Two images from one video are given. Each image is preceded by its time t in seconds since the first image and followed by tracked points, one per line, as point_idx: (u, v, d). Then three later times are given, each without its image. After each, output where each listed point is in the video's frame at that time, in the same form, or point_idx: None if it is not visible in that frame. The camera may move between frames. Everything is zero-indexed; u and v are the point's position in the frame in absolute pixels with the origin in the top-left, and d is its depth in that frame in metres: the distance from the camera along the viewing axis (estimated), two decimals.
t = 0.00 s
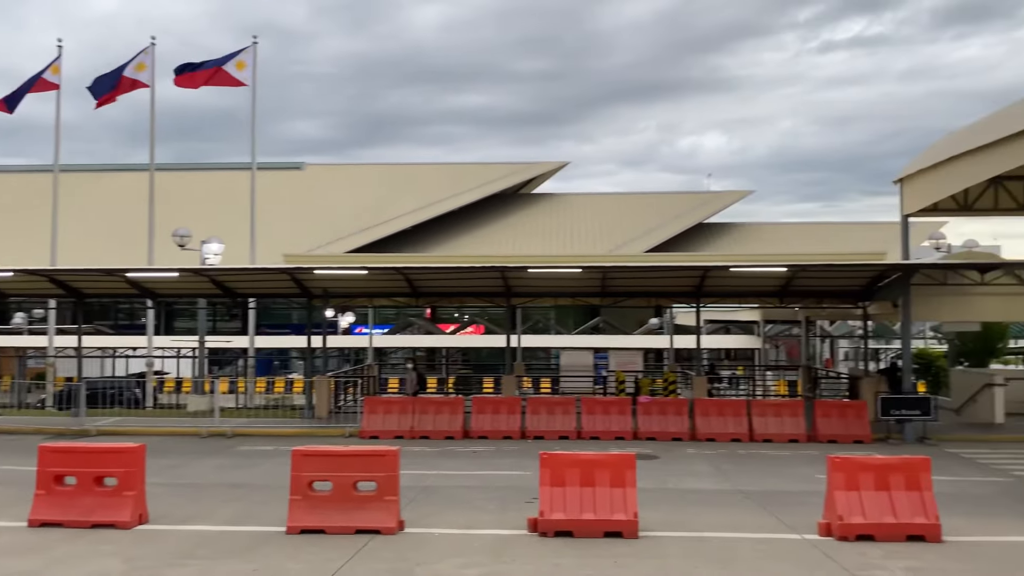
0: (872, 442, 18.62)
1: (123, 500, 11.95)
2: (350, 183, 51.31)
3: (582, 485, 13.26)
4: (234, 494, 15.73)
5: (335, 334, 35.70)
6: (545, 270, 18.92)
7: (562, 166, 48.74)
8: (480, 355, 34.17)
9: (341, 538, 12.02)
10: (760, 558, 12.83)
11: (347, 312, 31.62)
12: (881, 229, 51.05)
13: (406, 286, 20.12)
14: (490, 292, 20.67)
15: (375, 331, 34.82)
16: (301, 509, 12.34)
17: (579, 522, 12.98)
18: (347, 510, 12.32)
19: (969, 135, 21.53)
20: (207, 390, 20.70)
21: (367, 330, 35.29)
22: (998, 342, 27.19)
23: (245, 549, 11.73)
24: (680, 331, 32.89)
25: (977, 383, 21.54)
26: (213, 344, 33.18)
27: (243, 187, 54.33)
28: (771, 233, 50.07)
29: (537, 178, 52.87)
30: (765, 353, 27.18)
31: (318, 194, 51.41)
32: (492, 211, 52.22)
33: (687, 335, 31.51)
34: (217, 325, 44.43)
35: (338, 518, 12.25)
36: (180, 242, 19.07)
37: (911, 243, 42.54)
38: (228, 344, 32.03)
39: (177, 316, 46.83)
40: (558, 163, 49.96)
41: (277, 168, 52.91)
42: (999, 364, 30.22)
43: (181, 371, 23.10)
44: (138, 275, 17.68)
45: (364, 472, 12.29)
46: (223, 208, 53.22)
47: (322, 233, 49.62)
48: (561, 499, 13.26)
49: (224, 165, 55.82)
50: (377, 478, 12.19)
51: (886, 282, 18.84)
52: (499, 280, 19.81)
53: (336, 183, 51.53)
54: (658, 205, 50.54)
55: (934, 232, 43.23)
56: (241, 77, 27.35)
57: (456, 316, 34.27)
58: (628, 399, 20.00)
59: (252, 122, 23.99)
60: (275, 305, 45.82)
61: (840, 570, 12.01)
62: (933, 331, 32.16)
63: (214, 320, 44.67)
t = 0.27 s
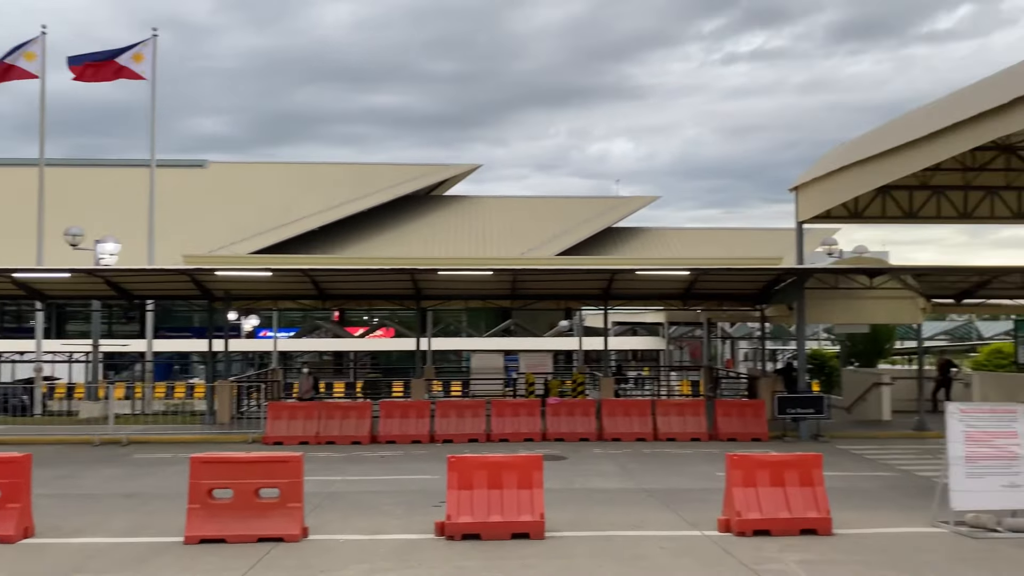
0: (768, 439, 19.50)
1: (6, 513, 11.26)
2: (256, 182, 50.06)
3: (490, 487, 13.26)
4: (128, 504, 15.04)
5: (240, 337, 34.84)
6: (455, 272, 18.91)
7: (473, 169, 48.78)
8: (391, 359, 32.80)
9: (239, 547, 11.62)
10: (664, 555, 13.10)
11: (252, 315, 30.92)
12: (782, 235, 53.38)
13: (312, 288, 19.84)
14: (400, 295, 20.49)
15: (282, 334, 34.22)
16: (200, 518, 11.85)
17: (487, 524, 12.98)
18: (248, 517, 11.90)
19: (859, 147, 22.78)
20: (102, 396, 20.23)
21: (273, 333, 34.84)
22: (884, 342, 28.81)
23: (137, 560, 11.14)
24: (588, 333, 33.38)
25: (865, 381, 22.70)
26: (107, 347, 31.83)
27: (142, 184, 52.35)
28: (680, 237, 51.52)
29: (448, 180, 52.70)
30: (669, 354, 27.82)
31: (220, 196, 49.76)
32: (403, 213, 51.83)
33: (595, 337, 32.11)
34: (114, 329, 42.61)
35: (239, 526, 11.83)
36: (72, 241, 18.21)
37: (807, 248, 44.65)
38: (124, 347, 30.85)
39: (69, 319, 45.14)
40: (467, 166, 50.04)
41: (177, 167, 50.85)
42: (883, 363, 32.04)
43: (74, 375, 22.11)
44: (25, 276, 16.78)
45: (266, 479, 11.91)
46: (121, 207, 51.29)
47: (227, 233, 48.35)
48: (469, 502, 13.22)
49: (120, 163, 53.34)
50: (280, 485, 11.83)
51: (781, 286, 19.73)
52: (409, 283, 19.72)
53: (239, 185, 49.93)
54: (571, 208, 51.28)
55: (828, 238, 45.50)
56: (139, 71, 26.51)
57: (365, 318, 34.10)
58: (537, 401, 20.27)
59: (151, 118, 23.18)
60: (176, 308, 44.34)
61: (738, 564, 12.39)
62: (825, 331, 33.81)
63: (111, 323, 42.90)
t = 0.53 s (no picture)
0: (686, 437, 19.99)
1: None
2: (174, 178, 48.67)
3: (412, 487, 13.11)
4: (30, 511, 14.32)
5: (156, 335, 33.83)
6: (378, 272, 18.75)
7: (397, 166, 48.42)
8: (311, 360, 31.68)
9: (146, 553, 11.10)
10: (586, 552, 13.21)
11: (167, 313, 30.00)
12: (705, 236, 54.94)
13: (232, 286, 19.62)
14: (323, 294, 20.42)
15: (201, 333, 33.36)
16: (107, 525, 11.27)
17: (407, 525, 12.84)
18: (160, 523, 11.39)
19: (777, 151, 23.48)
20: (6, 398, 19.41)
21: (191, 332, 34.00)
22: (797, 341, 29.90)
23: (38, 570, 10.55)
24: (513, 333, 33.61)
25: (778, 379, 23.36)
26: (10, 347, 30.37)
27: (50, 179, 50.24)
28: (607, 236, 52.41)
29: (373, 178, 52.58)
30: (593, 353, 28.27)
31: (137, 188, 48.21)
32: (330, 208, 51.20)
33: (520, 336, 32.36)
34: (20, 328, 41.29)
35: (150, 532, 11.31)
36: None
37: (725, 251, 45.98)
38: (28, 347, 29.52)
39: None
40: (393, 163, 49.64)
41: (87, 161, 49.02)
42: (796, 361, 33.27)
43: None
44: None
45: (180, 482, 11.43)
46: (26, 202, 49.08)
47: (141, 228, 46.40)
48: (390, 503, 13.04)
49: (26, 157, 51.14)
50: (194, 489, 11.37)
51: (700, 286, 20.24)
52: (331, 282, 19.49)
53: (156, 178, 48.66)
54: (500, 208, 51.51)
55: (746, 238, 47.04)
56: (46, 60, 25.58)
57: (286, 318, 33.60)
58: (461, 400, 20.26)
59: (59, 108, 22.28)
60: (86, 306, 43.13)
61: (657, 559, 12.59)
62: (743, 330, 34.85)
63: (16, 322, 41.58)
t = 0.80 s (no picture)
0: (625, 431, 20.33)
1: None
2: (106, 173, 47.26)
3: (349, 486, 12.97)
4: None
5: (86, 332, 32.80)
6: (316, 267, 18.44)
7: (337, 162, 47.79)
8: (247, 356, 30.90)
9: (70, 556, 10.66)
10: (525, 547, 13.27)
11: (96, 309, 29.08)
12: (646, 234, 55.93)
13: (164, 281, 19.15)
14: (260, 290, 20.12)
15: (132, 330, 32.47)
16: (30, 527, 10.81)
17: (344, 524, 12.71)
18: (86, 525, 10.98)
19: (715, 152, 23.88)
20: None
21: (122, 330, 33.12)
22: (731, 338, 30.62)
23: None
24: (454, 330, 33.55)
25: (714, 374, 24.13)
26: None
27: None
28: (551, 233, 52.87)
29: (311, 171, 52.04)
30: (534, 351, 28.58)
31: (64, 181, 46.58)
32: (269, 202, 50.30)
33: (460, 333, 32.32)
34: None
35: (75, 535, 10.89)
36: None
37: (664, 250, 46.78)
38: None
39: None
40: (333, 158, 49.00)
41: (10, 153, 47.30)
42: (731, 358, 34.07)
43: None
44: None
45: (107, 483, 11.05)
46: None
47: (70, 219, 44.50)
48: (326, 502, 12.87)
49: None
50: (123, 489, 11.00)
51: (638, 284, 20.56)
52: (268, 277, 19.14)
53: (87, 172, 47.14)
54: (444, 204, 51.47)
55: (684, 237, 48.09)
56: None
57: (222, 314, 32.98)
58: (400, 398, 20.17)
59: None
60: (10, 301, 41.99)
61: (594, 553, 12.73)
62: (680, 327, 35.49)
63: None
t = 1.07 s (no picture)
0: (579, 425, 20.59)
1: None
2: (51, 164, 45.96)
3: (300, 482, 12.83)
4: None
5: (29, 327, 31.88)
6: (269, 261, 18.17)
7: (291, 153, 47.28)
8: (200, 352, 30.38)
9: (10, 557, 10.34)
10: (479, 541, 13.29)
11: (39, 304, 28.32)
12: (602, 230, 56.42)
13: (111, 275, 18.71)
14: (211, 284, 19.79)
15: (78, 324, 31.70)
16: None
17: (296, 520, 12.57)
18: (27, 525, 10.68)
19: (668, 149, 24.10)
20: None
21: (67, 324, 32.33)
22: (684, 332, 31.03)
23: None
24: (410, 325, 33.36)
25: (667, 368, 24.57)
26: None
27: None
28: (508, 228, 52.99)
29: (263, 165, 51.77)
30: (490, 345, 28.69)
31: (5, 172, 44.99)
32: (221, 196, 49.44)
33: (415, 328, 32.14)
34: None
35: (16, 535, 10.58)
36: None
37: (619, 246, 47.19)
38: None
39: None
40: (289, 150, 48.35)
41: None
42: (684, 352, 34.51)
43: None
44: None
45: (50, 482, 10.76)
46: None
47: (11, 211, 42.23)
48: (278, 498, 12.71)
49: None
50: (67, 488, 10.73)
51: (594, 279, 20.73)
52: (219, 271, 18.82)
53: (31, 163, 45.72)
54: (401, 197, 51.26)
55: (639, 233, 48.64)
56: None
57: (172, 309, 32.43)
58: (355, 393, 20.03)
59: None
60: None
61: (548, 547, 12.80)
62: (634, 322, 35.88)
63: None
